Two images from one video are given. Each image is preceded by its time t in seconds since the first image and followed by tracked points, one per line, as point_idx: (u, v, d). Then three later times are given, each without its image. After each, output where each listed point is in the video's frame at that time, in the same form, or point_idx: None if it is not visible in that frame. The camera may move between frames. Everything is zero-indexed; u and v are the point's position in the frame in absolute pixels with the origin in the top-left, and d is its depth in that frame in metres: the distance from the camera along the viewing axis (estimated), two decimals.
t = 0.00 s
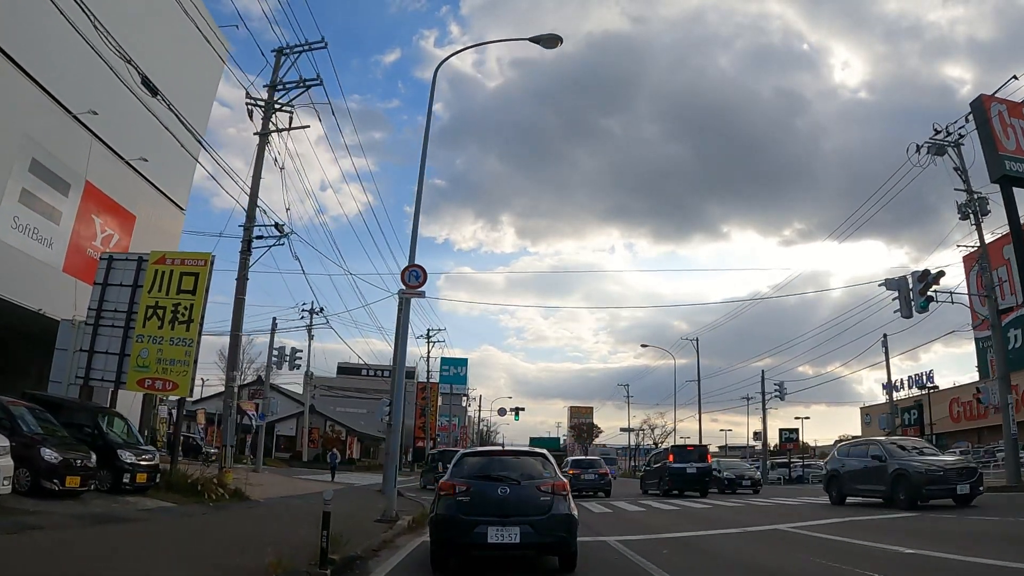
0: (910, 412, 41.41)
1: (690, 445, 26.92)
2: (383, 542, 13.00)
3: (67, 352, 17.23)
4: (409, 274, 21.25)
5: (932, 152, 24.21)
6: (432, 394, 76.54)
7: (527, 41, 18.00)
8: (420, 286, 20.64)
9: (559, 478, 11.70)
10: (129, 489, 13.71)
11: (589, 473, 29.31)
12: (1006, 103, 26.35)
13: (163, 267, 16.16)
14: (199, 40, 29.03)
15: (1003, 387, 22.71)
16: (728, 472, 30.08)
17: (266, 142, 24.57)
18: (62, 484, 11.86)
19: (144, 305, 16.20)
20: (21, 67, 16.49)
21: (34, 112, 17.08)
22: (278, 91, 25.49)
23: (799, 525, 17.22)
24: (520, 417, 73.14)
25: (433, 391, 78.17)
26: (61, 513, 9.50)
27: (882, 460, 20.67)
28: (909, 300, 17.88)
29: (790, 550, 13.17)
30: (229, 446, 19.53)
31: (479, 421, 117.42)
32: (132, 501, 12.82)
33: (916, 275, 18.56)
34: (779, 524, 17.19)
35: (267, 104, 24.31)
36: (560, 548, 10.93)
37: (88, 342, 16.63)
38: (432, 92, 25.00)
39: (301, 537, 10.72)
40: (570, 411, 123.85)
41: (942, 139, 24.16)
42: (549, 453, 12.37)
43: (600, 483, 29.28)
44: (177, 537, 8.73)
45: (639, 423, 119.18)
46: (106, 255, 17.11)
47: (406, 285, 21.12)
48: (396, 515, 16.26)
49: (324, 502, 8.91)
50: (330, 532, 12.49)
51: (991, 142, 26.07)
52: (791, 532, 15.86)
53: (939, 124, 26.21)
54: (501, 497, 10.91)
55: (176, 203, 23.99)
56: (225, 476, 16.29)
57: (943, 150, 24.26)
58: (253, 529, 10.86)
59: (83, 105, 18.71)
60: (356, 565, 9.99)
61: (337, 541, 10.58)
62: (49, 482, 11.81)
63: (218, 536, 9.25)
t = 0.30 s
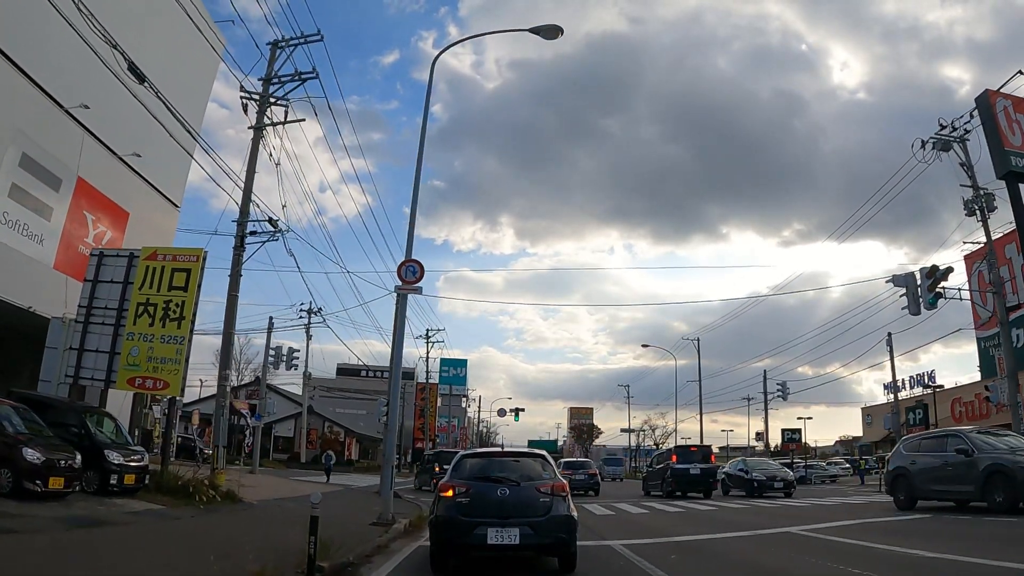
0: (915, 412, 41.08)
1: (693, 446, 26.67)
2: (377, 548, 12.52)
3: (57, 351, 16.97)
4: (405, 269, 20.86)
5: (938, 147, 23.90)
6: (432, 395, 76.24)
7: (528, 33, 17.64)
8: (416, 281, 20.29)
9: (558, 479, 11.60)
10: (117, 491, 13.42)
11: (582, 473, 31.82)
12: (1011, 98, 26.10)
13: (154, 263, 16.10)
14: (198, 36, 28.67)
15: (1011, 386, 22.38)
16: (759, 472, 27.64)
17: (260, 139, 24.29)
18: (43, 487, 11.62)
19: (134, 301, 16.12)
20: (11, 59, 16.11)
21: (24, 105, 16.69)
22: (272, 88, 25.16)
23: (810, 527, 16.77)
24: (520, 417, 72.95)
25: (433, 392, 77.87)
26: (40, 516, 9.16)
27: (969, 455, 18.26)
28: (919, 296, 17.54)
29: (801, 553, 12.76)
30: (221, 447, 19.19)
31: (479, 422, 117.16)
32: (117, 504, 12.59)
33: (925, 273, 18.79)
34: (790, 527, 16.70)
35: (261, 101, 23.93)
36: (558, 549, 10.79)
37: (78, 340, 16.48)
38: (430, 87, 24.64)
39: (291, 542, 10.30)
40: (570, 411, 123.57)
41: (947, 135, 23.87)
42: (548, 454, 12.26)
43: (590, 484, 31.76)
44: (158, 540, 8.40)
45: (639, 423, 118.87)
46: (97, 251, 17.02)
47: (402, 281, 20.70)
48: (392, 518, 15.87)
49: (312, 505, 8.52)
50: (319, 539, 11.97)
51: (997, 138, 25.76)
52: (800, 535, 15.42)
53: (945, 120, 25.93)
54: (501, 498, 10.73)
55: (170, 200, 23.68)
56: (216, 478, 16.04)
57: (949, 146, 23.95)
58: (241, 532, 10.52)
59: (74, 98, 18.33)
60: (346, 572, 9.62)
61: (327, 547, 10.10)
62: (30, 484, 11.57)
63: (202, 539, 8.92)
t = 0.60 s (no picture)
0: (919, 411, 40.69)
1: (697, 445, 26.39)
2: (369, 553, 11.96)
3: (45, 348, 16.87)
4: (401, 262, 20.42)
5: (943, 141, 23.59)
6: (431, 395, 75.96)
7: (528, 22, 17.33)
8: (412, 275, 19.84)
9: (558, 479, 12.18)
10: (102, 493, 13.31)
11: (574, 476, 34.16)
12: (1016, 92, 25.73)
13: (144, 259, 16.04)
14: (194, 32, 28.26)
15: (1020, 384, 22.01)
16: (796, 472, 27.02)
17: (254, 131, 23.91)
18: (23, 487, 11.54)
19: (124, 298, 16.08)
20: None
21: (13, 98, 16.34)
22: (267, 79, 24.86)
23: (818, 528, 16.38)
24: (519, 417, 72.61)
25: (432, 392, 77.62)
26: (18, 518, 8.88)
27: None
28: (927, 291, 17.19)
29: (809, 555, 12.41)
30: (212, 447, 18.91)
31: (478, 423, 116.93)
32: (101, 506, 12.47)
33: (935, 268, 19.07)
34: (800, 529, 16.27)
35: (254, 93, 23.62)
36: (557, 549, 11.35)
37: (66, 338, 16.43)
38: (427, 79, 24.25)
39: (278, 547, 9.84)
40: (570, 412, 123.43)
41: (952, 128, 23.55)
42: (548, 454, 12.73)
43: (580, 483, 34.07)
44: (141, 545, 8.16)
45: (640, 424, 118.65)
46: (86, 246, 16.98)
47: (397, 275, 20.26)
48: (387, 519, 15.51)
49: (296, 507, 8.14)
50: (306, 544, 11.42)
51: (1002, 132, 25.45)
52: (810, 536, 15.03)
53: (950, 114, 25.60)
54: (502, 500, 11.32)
55: (163, 195, 23.37)
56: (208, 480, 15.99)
57: (954, 140, 23.63)
58: (228, 535, 10.22)
59: (65, 91, 18.00)
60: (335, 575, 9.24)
61: (313, 552, 9.63)
62: (11, 485, 11.50)
63: (185, 542, 8.67)
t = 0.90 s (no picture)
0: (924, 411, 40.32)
1: (700, 446, 26.05)
2: (361, 558, 11.48)
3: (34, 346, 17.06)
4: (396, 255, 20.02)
5: (950, 137, 23.29)
6: (431, 395, 75.67)
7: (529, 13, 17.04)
8: (409, 269, 19.46)
9: (557, 479, 11.93)
10: (87, 492, 13.29)
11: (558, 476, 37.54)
12: None
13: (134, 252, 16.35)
14: (191, 27, 27.93)
15: None
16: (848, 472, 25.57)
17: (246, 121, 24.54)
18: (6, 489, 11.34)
19: (114, 293, 16.35)
20: None
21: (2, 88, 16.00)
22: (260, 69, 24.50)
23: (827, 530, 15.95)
24: (519, 417, 72.35)
25: (432, 393, 77.34)
26: None
27: None
28: (937, 287, 16.85)
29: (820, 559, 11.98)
30: (203, 448, 18.71)
31: (478, 423, 116.62)
32: (83, 507, 12.39)
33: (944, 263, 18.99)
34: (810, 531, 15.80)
35: (247, 85, 23.27)
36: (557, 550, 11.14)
37: (55, 334, 16.66)
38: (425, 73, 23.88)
39: (263, 551, 9.39)
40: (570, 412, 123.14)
41: (960, 123, 23.25)
42: (546, 455, 12.54)
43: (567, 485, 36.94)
44: (112, 550, 7.87)
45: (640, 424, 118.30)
46: (76, 241, 17.24)
47: (393, 268, 19.74)
48: (383, 522, 15.15)
49: (279, 510, 7.68)
50: (291, 549, 10.93)
51: (1010, 128, 25.15)
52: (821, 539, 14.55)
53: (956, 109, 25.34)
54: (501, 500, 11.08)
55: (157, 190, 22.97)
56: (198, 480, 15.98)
57: (961, 136, 23.33)
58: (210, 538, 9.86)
59: (56, 83, 17.65)
60: None
61: (299, 557, 9.15)
62: None
63: (162, 546, 8.34)
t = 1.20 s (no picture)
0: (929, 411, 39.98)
1: (705, 445, 25.75)
2: (352, 563, 11.07)
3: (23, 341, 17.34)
4: (393, 247, 19.64)
5: (958, 132, 22.99)
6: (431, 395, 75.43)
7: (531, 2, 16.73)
8: (405, 261, 19.07)
9: (556, 480, 11.69)
10: (70, 491, 13.32)
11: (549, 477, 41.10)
12: None
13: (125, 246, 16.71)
14: (188, 21, 27.60)
15: None
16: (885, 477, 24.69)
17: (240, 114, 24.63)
18: None
19: (104, 286, 16.70)
20: None
21: None
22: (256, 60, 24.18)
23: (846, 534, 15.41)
24: (520, 417, 72.04)
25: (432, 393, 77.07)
26: None
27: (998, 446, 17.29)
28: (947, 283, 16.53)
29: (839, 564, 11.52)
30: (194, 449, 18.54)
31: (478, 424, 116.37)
32: (65, 507, 12.45)
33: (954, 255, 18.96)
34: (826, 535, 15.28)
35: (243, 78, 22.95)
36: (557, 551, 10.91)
37: (43, 329, 16.98)
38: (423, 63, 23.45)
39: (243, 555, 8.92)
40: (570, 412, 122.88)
41: (968, 118, 22.95)
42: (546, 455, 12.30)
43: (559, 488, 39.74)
44: (85, 554, 7.56)
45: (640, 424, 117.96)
46: (66, 234, 17.62)
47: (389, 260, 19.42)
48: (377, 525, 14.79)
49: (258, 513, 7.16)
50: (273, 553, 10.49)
51: (1018, 123, 24.83)
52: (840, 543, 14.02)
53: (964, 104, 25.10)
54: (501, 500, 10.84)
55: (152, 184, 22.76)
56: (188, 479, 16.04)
57: (968, 131, 23.05)
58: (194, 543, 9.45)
59: (46, 73, 17.41)
60: None
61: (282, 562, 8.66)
62: None
63: (144, 556, 7.93)
